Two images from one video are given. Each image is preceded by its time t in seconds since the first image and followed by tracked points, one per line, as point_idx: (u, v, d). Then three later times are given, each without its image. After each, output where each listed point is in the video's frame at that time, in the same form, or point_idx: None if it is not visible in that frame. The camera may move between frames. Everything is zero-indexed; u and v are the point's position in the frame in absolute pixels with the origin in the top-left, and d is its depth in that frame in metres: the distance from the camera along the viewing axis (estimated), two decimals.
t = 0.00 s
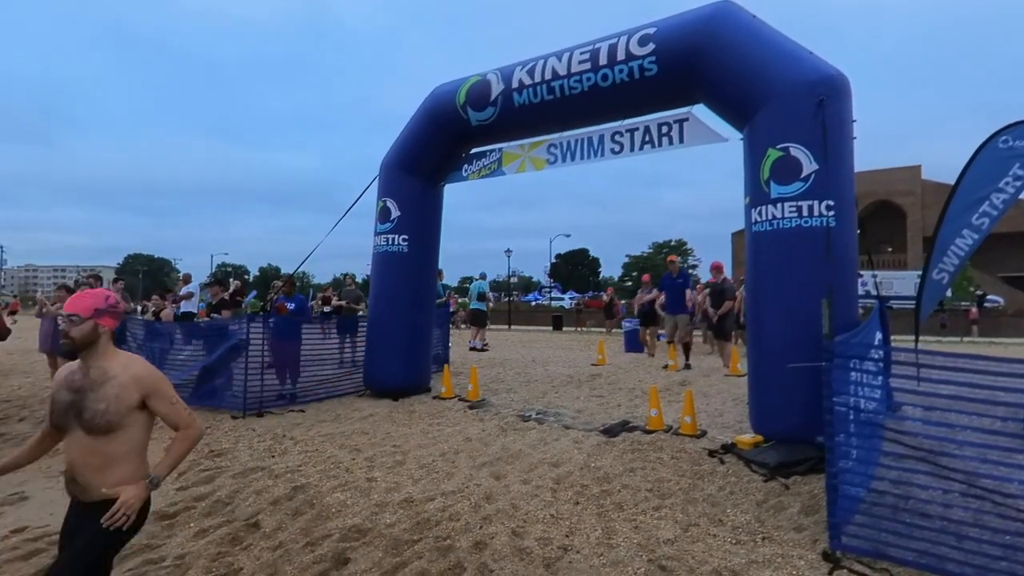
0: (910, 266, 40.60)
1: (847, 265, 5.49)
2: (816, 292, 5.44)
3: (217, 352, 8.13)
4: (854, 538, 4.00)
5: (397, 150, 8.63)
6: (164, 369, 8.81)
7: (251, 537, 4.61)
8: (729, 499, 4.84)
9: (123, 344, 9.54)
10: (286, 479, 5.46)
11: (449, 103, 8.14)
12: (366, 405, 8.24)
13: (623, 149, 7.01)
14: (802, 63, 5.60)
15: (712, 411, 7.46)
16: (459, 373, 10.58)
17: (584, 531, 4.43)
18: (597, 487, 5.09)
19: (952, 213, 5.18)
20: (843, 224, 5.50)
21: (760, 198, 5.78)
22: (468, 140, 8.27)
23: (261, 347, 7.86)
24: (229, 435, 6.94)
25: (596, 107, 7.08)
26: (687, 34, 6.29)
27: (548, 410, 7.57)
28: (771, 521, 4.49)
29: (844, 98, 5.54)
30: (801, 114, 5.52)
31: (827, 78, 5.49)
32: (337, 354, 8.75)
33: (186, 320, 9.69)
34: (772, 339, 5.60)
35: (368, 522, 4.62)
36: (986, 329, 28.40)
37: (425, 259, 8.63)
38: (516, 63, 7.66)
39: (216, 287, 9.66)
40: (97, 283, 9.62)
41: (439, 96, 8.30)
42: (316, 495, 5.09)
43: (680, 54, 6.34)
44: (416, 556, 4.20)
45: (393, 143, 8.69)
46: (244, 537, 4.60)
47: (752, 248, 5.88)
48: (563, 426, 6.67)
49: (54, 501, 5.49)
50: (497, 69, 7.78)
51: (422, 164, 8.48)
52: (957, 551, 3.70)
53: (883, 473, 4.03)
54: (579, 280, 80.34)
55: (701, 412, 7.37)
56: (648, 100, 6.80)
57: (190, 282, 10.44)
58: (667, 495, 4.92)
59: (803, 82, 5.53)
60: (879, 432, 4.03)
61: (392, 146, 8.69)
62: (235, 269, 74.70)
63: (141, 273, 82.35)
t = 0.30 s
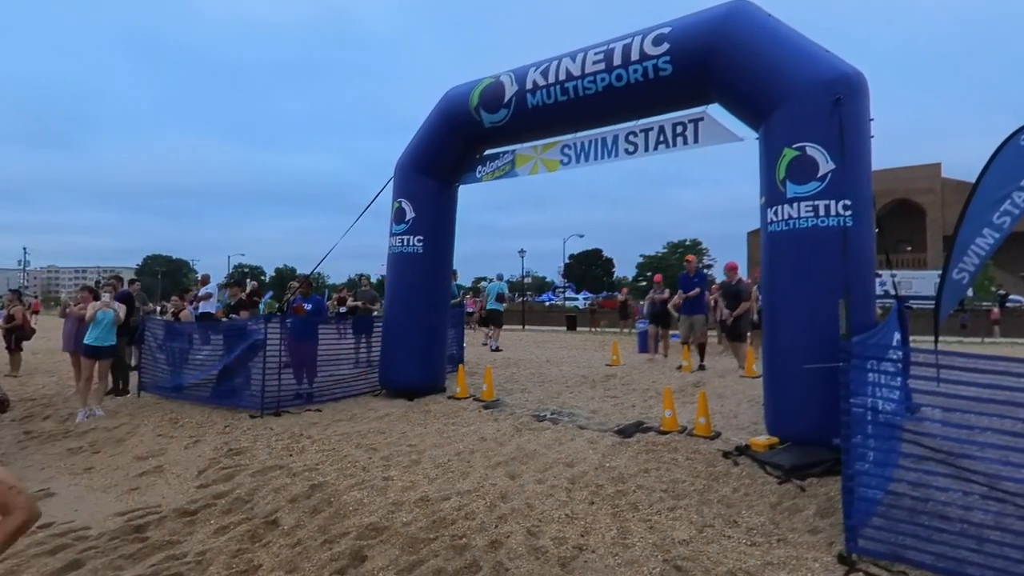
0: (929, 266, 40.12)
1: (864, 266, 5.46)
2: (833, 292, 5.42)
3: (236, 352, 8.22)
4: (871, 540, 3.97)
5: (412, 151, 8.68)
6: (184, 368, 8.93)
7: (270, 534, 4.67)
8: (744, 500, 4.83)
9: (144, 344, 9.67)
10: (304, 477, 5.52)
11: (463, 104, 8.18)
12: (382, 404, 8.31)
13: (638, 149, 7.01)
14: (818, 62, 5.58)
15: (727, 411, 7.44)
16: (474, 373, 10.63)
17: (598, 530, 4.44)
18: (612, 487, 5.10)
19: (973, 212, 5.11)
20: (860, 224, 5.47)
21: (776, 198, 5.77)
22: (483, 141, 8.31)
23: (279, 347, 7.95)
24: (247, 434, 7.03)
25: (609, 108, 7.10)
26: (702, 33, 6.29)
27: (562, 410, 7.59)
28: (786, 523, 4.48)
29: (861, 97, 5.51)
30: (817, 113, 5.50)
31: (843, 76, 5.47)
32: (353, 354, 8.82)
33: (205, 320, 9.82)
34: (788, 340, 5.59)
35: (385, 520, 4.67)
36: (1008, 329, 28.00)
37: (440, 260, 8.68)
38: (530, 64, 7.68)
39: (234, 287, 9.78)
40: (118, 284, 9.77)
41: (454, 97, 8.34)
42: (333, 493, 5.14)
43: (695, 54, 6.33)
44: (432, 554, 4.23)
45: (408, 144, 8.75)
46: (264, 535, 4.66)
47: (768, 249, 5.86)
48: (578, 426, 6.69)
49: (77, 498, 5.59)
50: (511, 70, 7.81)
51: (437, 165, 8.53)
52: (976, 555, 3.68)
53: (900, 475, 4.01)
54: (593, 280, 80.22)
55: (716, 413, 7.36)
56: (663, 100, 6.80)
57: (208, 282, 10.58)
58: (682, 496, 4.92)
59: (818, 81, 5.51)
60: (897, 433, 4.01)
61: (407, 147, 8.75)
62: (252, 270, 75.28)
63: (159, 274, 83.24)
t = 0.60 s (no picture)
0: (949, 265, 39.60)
1: (882, 265, 5.43)
2: (850, 291, 5.39)
3: (255, 351, 8.32)
4: (889, 541, 3.96)
5: (427, 152, 8.73)
6: (204, 367, 9.04)
7: (290, 530, 4.73)
8: (760, 500, 4.83)
9: (164, 343, 9.81)
10: (322, 475, 5.59)
11: (478, 105, 8.22)
12: (398, 403, 8.36)
13: (653, 149, 7.01)
14: (835, 60, 5.56)
15: (743, 412, 7.42)
16: (489, 373, 10.66)
17: (615, 529, 4.46)
18: (628, 486, 5.11)
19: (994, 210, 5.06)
20: (879, 223, 5.45)
21: (793, 197, 5.75)
22: (498, 142, 8.34)
23: (297, 346, 8.03)
24: (266, 432, 7.11)
25: (624, 108, 7.11)
26: (718, 32, 6.28)
27: (578, 410, 7.60)
28: (803, 523, 4.47)
29: (879, 95, 5.48)
30: (835, 111, 5.48)
31: (861, 74, 5.44)
32: (369, 354, 8.89)
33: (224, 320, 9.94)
34: (805, 340, 5.58)
35: (403, 517, 4.71)
36: None
37: (455, 260, 8.72)
38: (545, 65, 7.70)
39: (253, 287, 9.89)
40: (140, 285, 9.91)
41: (469, 98, 8.37)
42: (351, 491, 5.20)
43: (710, 54, 6.33)
44: (450, 551, 4.27)
45: (423, 145, 8.80)
46: (284, 531, 4.72)
47: (785, 248, 5.85)
48: (594, 426, 6.70)
49: (102, 494, 5.69)
50: (526, 71, 7.84)
51: (453, 166, 8.57)
52: (996, 556, 3.66)
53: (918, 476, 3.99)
54: (608, 280, 80.02)
55: (732, 413, 7.34)
56: (678, 99, 6.80)
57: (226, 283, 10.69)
58: (698, 496, 4.93)
59: (836, 79, 5.49)
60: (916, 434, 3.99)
61: (423, 148, 8.80)
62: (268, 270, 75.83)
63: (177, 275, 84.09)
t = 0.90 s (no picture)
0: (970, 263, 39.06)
1: (904, 263, 5.38)
2: (871, 289, 5.35)
3: (274, 350, 8.39)
4: (912, 540, 3.91)
5: (443, 152, 8.76)
6: (224, 366, 9.13)
7: (311, 525, 4.77)
8: (779, 499, 4.80)
9: (185, 342, 9.91)
10: (341, 471, 5.63)
11: (494, 104, 8.23)
12: (415, 402, 8.40)
13: (669, 147, 6.99)
14: (855, 56, 5.52)
15: (761, 411, 7.37)
16: (505, 373, 10.67)
17: (633, 526, 4.45)
18: (646, 484, 5.10)
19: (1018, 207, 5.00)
20: (900, 220, 5.40)
21: (812, 194, 5.71)
22: (514, 141, 8.35)
23: (314, 345, 8.09)
24: (285, 430, 7.17)
25: (641, 106, 7.10)
26: (735, 29, 6.25)
27: (594, 409, 7.59)
28: (824, 522, 4.44)
29: (899, 91, 5.43)
30: (855, 108, 5.43)
31: (881, 70, 5.40)
32: (386, 353, 8.93)
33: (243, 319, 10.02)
34: (825, 338, 5.54)
35: (422, 514, 4.74)
36: None
37: (472, 260, 8.75)
38: (561, 64, 7.71)
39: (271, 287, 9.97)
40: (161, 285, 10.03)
41: (485, 98, 8.39)
42: (370, 488, 5.23)
43: (727, 51, 6.30)
44: (469, 547, 4.29)
45: (440, 144, 8.83)
46: (305, 526, 4.77)
47: (804, 246, 5.81)
48: (611, 424, 6.69)
49: (126, 489, 5.77)
50: (542, 70, 7.84)
51: (469, 165, 8.60)
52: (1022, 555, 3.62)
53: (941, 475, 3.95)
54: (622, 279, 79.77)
55: (749, 412, 7.30)
56: (695, 97, 6.77)
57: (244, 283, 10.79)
58: (717, 494, 4.91)
59: (856, 75, 5.45)
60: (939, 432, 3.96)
61: (439, 148, 8.83)
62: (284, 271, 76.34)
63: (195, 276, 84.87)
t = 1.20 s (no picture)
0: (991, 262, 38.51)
1: (925, 260, 5.30)
2: (891, 287, 5.28)
3: (290, 350, 8.43)
4: (936, 542, 3.85)
5: (457, 151, 8.76)
6: (240, 365, 9.17)
7: (327, 523, 4.77)
8: (798, 500, 4.74)
9: (202, 342, 9.98)
10: (356, 470, 5.63)
11: (508, 103, 8.22)
12: (429, 401, 8.40)
13: (685, 144, 6.94)
14: (875, 51, 5.45)
15: (779, 411, 7.30)
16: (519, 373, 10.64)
17: (651, 526, 4.41)
18: (663, 484, 5.06)
19: None
20: (921, 217, 5.32)
21: (831, 191, 5.65)
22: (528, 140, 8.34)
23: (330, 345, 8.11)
24: (300, 428, 7.19)
25: (656, 104, 7.05)
26: (751, 25, 6.19)
27: (609, 409, 7.55)
28: (844, 523, 4.38)
29: (920, 86, 5.36)
30: (875, 103, 5.36)
31: (902, 64, 5.32)
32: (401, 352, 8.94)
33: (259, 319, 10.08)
34: (844, 336, 5.47)
35: (438, 512, 4.73)
36: None
37: (486, 258, 8.74)
38: (575, 62, 7.68)
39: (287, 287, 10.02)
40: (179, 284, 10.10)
41: (499, 96, 8.38)
42: (385, 486, 5.23)
43: (744, 47, 6.24)
44: (485, 546, 4.27)
45: (453, 144, 8.83)
46: (321, 523, 4.77)
47: (823, 244, 5.74)
48: (627, 424, 6.65)
49: (145, 486, 5.80)
50: (556, 68, 7.82)
51: (483, 164, 8.59)
52: None
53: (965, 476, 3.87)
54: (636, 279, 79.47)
55: (767, 412, 7.23)
56: (711, 95, 6.72)
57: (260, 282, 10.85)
58: (735, 494, 4.86)
59: (875, 70, 5.37)
60: (963, 432, 3.89)
61: (453, 147, 8.83)
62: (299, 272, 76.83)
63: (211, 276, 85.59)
